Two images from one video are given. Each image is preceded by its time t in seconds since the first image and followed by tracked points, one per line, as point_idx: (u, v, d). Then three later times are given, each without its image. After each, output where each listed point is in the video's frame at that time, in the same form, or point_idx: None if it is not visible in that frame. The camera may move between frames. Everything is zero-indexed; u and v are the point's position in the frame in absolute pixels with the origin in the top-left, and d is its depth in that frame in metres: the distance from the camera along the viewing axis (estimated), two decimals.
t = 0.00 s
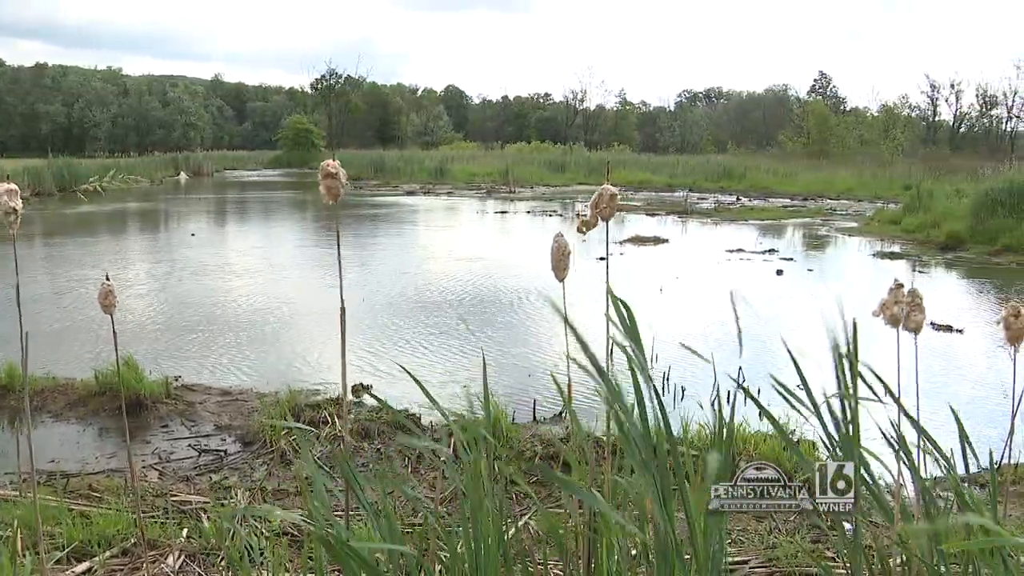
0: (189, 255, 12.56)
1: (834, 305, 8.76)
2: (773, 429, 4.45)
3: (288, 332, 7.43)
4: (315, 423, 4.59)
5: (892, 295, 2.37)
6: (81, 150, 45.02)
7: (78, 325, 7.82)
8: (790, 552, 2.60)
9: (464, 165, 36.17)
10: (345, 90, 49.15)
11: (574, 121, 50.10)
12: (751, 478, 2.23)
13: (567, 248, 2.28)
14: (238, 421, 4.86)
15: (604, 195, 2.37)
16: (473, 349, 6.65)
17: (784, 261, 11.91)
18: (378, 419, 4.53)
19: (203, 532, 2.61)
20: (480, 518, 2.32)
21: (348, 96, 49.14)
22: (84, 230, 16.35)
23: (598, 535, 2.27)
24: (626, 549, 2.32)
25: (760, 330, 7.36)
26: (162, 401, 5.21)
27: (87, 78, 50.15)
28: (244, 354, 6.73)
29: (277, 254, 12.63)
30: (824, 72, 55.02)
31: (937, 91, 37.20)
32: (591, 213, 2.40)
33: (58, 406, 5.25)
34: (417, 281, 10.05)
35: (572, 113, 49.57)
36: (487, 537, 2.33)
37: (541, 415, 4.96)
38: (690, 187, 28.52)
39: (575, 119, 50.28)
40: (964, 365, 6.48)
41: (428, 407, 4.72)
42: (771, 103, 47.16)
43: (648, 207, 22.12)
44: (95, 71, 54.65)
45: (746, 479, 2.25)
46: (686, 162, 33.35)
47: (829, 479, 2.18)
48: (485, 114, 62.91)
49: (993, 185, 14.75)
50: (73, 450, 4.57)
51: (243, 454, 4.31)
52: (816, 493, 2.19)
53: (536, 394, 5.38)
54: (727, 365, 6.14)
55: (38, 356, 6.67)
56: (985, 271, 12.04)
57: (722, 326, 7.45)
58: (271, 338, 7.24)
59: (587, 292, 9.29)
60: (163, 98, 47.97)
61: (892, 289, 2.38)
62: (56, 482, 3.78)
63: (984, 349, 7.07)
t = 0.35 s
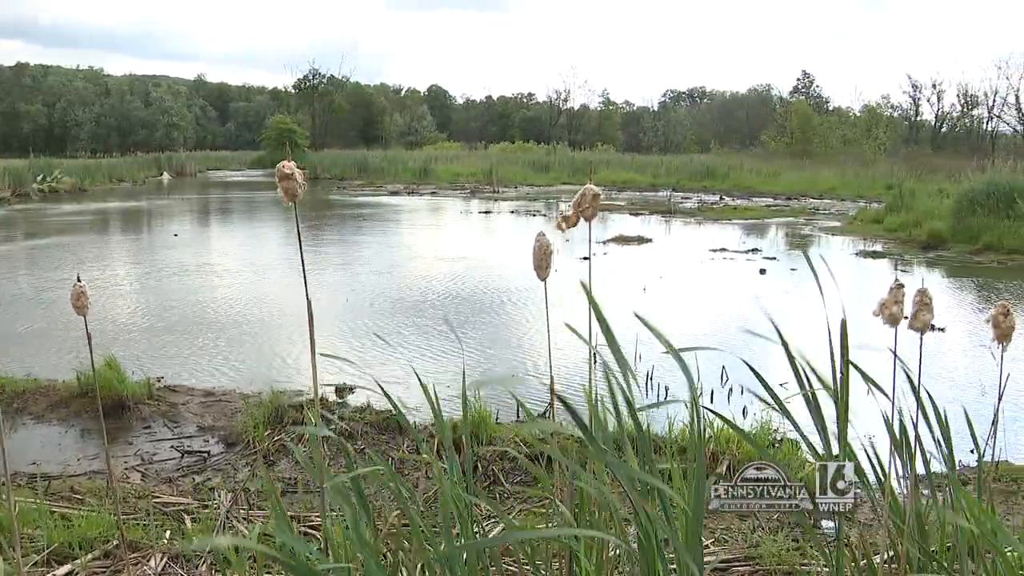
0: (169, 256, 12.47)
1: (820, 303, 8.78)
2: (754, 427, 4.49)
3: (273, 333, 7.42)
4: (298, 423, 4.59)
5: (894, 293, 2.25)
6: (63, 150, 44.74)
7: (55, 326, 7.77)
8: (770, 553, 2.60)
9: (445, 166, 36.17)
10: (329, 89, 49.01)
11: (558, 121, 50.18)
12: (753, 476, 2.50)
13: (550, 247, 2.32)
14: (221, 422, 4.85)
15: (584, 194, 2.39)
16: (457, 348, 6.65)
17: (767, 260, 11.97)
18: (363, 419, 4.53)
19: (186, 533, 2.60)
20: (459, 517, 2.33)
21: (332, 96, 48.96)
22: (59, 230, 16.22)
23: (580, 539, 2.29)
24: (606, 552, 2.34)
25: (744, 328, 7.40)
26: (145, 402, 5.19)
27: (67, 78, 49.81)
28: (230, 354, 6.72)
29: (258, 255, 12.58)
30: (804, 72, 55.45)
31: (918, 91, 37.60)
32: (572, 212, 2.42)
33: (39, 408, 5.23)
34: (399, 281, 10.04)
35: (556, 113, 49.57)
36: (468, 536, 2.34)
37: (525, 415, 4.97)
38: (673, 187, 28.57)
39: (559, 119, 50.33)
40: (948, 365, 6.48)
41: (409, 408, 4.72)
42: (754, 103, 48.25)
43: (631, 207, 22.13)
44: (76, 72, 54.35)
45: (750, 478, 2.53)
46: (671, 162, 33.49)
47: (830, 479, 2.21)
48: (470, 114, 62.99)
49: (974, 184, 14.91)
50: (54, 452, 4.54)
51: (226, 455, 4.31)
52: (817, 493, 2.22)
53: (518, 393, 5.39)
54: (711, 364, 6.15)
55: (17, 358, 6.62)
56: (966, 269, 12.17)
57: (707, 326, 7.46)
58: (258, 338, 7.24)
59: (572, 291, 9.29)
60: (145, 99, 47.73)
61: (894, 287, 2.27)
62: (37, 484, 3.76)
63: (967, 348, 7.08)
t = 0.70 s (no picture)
0: (148, 258, 12.37)
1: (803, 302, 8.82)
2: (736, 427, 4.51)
3: (255, 333, 7.41)
4: (279, 424, 4.59)
5: (859, 295, 2.39)
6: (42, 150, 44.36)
7: (31, 328, 7.72)
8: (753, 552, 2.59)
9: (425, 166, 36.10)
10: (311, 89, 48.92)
11: (539, 121, 50.34)
12: (755, 479, 2.59)
13: (523, 249, 2.33)
14: (202, 424, 4.84)
15: (569, 195, 2.39)
16: (440, 349, 6.65)
17: (748, 260, 12.05)
18: (345, 420, 4.52)
19: (165, 536, 2.61)
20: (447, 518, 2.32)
21: (313, 96, 48.88)
22: (33, 232, 16.10)
23: (563, 538, 2.29)
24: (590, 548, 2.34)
25: (726, 328, 7.45)
26: (125, 404, 5.17)
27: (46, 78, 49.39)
28: (213, 355, 6.70)
29: (238, 256, 12.53)
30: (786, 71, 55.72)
31: (898, 91, 37.99)
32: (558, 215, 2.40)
33: (16, 411, 5.19)
34: (383, 281, 10.04)
35: (538, 113, 49.72)
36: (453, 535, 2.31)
37: (507, 415, 5.00)
38: (654, 187, 28.71)
39: (541, 119, 50.49)
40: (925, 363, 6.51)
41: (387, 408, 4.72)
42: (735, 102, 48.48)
43: (612, 208, 22.19)
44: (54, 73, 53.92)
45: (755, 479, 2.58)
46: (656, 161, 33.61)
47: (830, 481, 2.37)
48: (453, 114, 62.98)
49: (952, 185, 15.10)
50: (31, 455, 4.51)
51: (207, 457, 4.29)
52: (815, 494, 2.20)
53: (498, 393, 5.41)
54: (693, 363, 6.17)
55: None
56: (945, 269, 12.31)
57: (690, 326, 7.49)
58: (243, 339, 7.22)
59: (555, 292, 9.32)
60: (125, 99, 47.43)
61: (858, 289, 2.41)
62: (14, 488, 3.75)
63: (944, 346, 7.15)
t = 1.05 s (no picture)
0: (124, 259, 12.29)
1: (784, 300, 8.87)
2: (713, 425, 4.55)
3: (237, 334, 7.40)
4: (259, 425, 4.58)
5: (842, 293, 2.38)
6: (21, 150, 43.99)
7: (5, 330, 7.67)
8: (730, 550, 2.64)
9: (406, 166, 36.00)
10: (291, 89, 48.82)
11: (519, 120, 50.53)
12: (751, 477, 2.19)
13: (501, 251, 2.34)
14: (180, 425, 4.83)
15: (528, 195, 2.51)
16: (420, 349, 6.66)
17: (728, 259, 12.13)
18: (325, 420, 4.51)
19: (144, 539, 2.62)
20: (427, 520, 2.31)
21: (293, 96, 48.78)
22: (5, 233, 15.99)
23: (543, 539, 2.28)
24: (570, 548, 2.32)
25: (705, 327, 7.50)
26: (103, 405, 5.16)
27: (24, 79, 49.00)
28: (194, 356, 6.68)
29: (216, 257, 12.48)
30: (764, 71, 56.11)
31: (876, 91, 38.40)
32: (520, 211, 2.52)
33: None
34: (361, 282, 10.03)
35: (518, 113, 49.91)
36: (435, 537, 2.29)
37: (485, 414, 5.02)
38: (634, 187, 28.88)
39: (521, 119, 50.69)
40: (902, 362, 6.52)
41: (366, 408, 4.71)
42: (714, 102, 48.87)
43: (592, 207, 22.26)
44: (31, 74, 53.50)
45: (750, 479, 2.21)
46: (638, 160, 33.73)
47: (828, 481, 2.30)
48: (434, 114, 63.00)
49: (928, 184, 15.28)
50: (8, 458, 4.49)
51: (186, 458, 4.28)
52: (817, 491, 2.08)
53: (480, 394, 5.41)
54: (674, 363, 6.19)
55: None
56: (924, 268, 12.43)
57: (672, 325, 7.50)
58: (224, 340, 7.19)
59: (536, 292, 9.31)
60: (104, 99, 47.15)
61: (841, 287, 2.40)
62: None
63: (922, 344, 7.21)
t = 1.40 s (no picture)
0: (99, 261, 12.17)
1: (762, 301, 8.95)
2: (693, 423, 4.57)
3: (216, 336, 7.40)
4: (239, 426, 4.60)
5: (821, 291, 2.36)
6: None
7: None
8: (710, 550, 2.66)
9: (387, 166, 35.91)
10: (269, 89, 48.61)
11: (500, 120, 50.63)
12: (751, 476, 2.21)
13: (469, 250, 2.46)
14: (159, 427, 4.82)
15: (515, 196, 2.52)
16: (399, 348, 6.68)
17: (707, 258, 12.19)
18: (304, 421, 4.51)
19: (120, 542, 2.63)
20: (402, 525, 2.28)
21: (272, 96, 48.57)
22: None
23: (516, 542, 2.29)
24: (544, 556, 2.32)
25: (683, 325, 7.56)
26: (80, 408, 5.13)
27: None
28: (175, 357, 6.65)
29: (192, 258, 12.39)
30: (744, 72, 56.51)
31: (855, 91, 38.74)
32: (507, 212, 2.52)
33: None
34: (340, 282, 10.00)
35: (498, 113, 50.00)
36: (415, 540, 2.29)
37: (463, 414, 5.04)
38: (613, 187, 28.98)
39: (501, 119, 50.79)
40: (880, 360, 6.55)
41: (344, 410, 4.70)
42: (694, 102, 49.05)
43: (572, 208, 22.29)
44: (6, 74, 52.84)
45: (750, 477, 2.24)
46: (620, 160, 33.81)
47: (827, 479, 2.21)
48: (415, 114, 62.91)
49: (905, 183, 15.46)
50: None
51: (165, 460, 4.27)
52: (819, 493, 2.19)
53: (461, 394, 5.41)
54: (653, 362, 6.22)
55: None
56: (903, 266, 12.54)
57: (654, 325, 7.52)
58: (205, 342, 7.18)
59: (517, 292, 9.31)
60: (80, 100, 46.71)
61: (819, 286, 2.38)
62: None
63: (899, 342, 7.29)
